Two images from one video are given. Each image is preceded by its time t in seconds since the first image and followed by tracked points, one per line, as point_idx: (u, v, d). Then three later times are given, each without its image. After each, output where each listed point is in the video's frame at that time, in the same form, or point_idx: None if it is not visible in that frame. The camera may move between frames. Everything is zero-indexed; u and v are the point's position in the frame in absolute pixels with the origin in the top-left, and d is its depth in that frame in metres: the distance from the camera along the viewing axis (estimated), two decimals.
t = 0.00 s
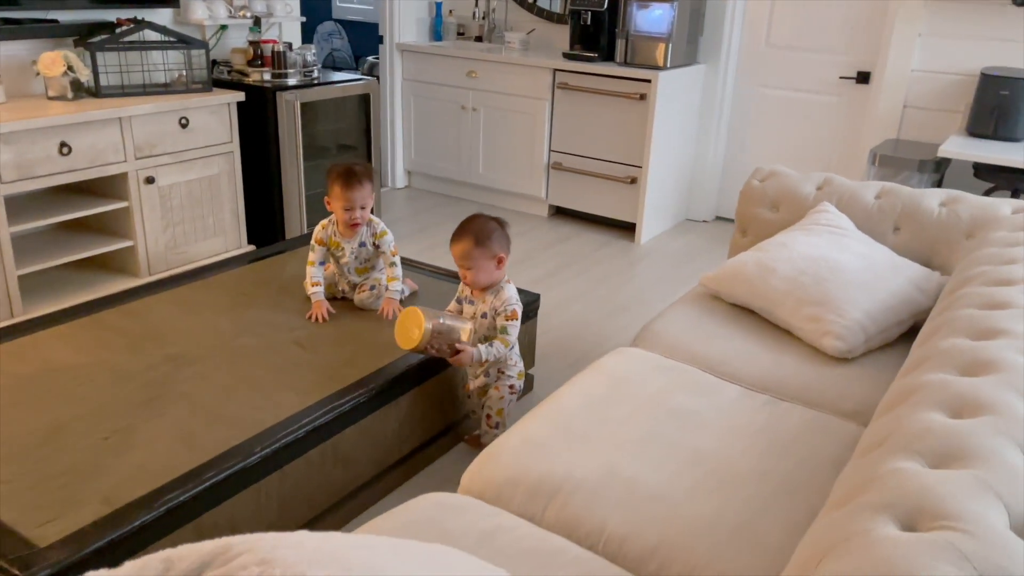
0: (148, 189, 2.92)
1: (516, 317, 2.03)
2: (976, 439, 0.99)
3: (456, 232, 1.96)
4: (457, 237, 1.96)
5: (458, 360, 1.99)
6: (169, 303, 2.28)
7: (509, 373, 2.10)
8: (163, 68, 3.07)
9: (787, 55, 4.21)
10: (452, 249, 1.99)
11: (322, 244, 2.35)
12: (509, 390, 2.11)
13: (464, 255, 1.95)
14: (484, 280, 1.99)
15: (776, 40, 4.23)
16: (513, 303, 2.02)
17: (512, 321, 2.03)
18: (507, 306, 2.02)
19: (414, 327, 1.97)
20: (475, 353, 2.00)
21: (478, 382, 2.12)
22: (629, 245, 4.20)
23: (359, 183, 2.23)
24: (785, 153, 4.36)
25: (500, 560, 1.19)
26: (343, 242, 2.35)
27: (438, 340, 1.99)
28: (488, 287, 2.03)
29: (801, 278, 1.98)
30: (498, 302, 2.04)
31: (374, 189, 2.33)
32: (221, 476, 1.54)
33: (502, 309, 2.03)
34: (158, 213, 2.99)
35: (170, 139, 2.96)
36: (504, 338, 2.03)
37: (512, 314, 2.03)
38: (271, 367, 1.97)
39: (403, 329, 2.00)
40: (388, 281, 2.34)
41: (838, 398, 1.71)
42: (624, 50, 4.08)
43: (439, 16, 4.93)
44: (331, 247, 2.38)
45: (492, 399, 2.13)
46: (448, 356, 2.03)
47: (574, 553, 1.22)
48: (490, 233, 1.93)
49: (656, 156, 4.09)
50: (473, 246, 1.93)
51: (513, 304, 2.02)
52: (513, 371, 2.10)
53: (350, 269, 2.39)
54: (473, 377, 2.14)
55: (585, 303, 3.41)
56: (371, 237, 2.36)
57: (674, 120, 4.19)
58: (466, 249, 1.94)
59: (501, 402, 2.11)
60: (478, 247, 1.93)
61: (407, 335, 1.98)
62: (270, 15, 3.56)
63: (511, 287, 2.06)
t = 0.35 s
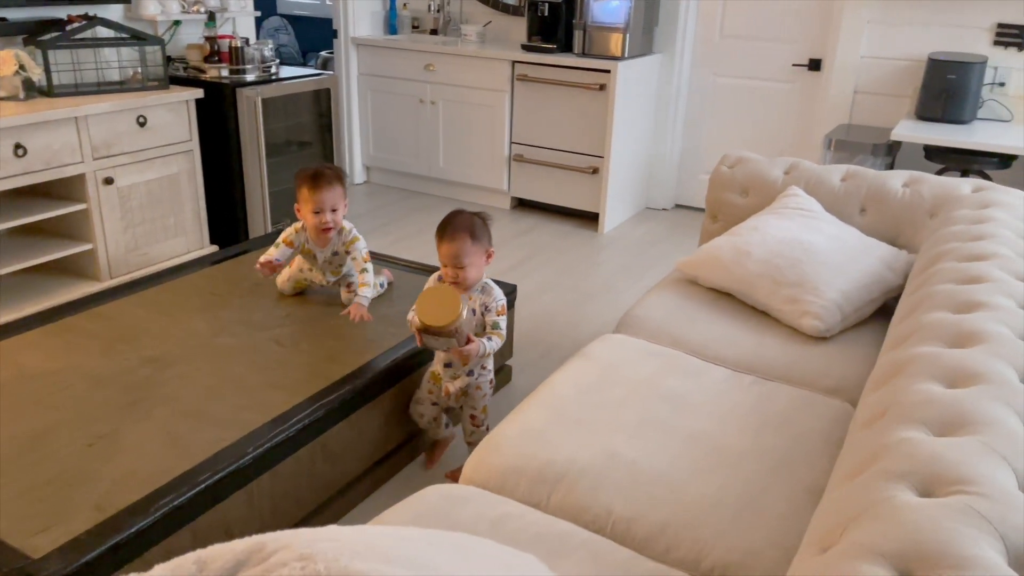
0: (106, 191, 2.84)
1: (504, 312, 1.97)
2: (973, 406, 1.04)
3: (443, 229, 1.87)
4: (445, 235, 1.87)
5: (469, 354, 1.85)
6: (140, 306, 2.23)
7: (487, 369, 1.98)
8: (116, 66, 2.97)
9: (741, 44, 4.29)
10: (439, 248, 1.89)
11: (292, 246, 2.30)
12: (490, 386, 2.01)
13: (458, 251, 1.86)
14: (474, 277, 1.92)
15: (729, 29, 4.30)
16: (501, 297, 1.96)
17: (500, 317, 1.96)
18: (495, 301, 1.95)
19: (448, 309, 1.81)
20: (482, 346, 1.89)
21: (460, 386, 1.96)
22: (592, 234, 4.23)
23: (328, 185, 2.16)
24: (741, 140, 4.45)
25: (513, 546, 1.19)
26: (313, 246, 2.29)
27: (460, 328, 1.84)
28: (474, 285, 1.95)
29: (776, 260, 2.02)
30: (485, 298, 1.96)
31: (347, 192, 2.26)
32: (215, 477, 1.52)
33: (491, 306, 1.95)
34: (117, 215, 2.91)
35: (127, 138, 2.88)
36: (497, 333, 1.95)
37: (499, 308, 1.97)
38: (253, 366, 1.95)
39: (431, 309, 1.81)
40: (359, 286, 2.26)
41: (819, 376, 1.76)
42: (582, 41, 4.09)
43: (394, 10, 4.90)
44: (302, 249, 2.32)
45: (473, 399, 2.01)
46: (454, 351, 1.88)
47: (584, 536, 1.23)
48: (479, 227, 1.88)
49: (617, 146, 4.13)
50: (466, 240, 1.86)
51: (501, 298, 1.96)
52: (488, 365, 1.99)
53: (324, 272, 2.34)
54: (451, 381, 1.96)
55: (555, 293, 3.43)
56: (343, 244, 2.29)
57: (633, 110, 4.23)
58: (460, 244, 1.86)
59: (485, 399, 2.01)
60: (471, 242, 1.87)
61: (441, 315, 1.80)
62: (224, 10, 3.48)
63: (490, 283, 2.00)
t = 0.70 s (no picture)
0: (74, 195, 2.74)
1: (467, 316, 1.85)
2: (996, 407, 1.02)
3: (403, 230, 1.75)
4: (407, 235, 1.75)
5: (445, 352, 1.72)
6: (115, 315, 2.14)
7: (449, 378, 1.86)
8: (80, 65, 2.87)
9: (716, 38, 4.28)
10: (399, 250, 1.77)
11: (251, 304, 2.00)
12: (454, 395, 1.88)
13: (421, 250, 1.74)
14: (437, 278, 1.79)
15: (704, 23, 4.29)
16: (464, 299, 1.82)
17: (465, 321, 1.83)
18: (460, 303, 1.81)
19: (427, 292, 1.64)
20: (454, 347, 1.75)
21: (426, 400, 1.82)
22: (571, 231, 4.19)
23: (280, 245, 1.89)
24: (718, 134, 4.44)
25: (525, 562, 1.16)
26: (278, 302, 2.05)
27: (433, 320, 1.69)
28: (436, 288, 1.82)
29: (768, 258, 2.01)
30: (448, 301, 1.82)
31: (309, 245, 2.00)
32: (205, 496, 1.46)
33: (455, 308, 1.80)
34: (85, 220, 2.81)
35: (94, 140, 2.77)
36: (465, 336, 1.81)
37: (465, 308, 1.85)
38: (237, 376, 1.88)
39: (406, 294, 1.64)
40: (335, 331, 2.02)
41: (818, 374, 1.75)
42: (557, 36, 4.05)
43: (364, 5, 4.84)
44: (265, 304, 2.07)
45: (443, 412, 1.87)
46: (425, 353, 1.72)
47: (596, 548, 1.20)
48: (439, 225, 1.79)
49: (594, 142, 4.10)
50: (430, 239, 1.75)
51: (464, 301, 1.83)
52: (451, 374, 1.88)
53: (291, 324, 2.10)
54: (415, 395, 1.83)
55: (538, 291, 3.38)
56: (311, 297, 2.06)
57: (609, 105, 4.20)
58: (424, 243, 1.75)
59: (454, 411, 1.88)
60: (434, 240, 1.76)
61: (420, 299, 1.63)
62: (191, 6, 3.37)
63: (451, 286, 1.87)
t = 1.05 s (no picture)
0: (69, 194, 2.69)
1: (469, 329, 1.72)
2: None
3: (398, 237, 1.64)
4: (401, 243, 1.63)
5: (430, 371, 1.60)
6: (115, 317, 2.10)
7: (459, 391, 1.75)
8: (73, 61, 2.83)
9: (714, 34, 4.27)
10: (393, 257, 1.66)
11: (255, 304, 2.01)
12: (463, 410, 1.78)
13: (414, 259, 1.63)
14: (433, 290, 1.67)
15: (702, 20, 4.28)
16: (465, 310, 1.71)
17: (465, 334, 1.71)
18: (459, 314, 1.71)
19: (408, 313, 1.52)
20: (443, 364, 1.64)
21: (430, 414, 1.75)
22: (569, 229, 4.17)
23: (276, 241, 1.89)
24: (715, 131, 4.43)
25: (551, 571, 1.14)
26: (278, 305, 2.03)
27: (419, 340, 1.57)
28: (433, 299, 1.70)
29: (780, 257, 1.99)
30: (446, 312, 1.71)
31: (307, 246, 1.99)
32: (217, 503, 1.43)
33: (454, 320, 1.70)
34: (81, 219, 2.76)
35: (90, 138, 2.73)
36: (463, 350, 1.70)
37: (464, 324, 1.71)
38: (243, 379, 1.85)
39: (386, 315, 1.53)
40: (340, 331, 2.01)
41: (833, 375, 1.74)
42: (555, 32, 4.02)
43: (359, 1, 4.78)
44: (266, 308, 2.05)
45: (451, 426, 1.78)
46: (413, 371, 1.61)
47: (624, 556, 1.18)
48: (438, 233, 1.66)
49: (592, 139, 4.07)
50: (424, 248, 1.63)
51: (465, 312, 1.71)
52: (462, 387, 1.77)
53: (296, 326, 2.10)
54: (420, 409, 1.77)
55: (539, 290, 3.36)
56: (310, 298, 2.03)
57: (607, 102, 4.18)
58: (417, 252, 1.63)
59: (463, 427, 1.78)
60: (430, 249, 1.64)
61: (399, 322, 1.51)
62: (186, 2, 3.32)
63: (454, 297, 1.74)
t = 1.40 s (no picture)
0: (88, 184, 2.71)
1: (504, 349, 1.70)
2: None
3: (449, 256, 1.55)
4: (453, 264, 1.55)
5: (477, 400, 1.59)
6: (137, 306, 2.12)
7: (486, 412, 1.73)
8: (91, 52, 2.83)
9: (725, 28, 4.27)
10: (440, 276, 1.57)
11: (276, 297, 2.03)
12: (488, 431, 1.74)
13: (466, 282, 1.56)
14: (477, 310, 1.61)
15: (713, 13, 4.28)
16: (503, 331, 1.68)
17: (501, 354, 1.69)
18: (498, 336, 1.68)
19: (468, 344, 1.49)
20: (488, 391, 1.62)
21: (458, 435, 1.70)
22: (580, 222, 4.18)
23: (291, 234, 1.90)
24: (726, 124, 4.43)
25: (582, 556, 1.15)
26: (299, 297, 2.04)
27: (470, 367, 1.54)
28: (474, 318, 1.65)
29: (799, 250, 2.01)
30: (485, 333, 1.67)
31: (322, 238, 2.00)
32: (247, 489, 1.45)
33: (493, 341, 1.67)
34: (99, 209, 2.78)
35: (108, 129, 2.74)
36: (499, 372, 1.68)
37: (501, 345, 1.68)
38: (267, 368, 1.87)
39: (444, 343, 1.49)
40: (360, 321, 2.01)
41: (853, 367, 1.75)
42: (567, 25, 4.02)
43: None
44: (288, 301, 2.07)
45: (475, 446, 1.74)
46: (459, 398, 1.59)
47: (654, 542, 1.19)
48: (488, 252, 1.58)
49: (604, 132, 4.08)
50: (476, 270, 1.56)
51: (503, 332, 1.68)
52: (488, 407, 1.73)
53: (318, 317, 2.11)
54: (445, 429, 1.71)
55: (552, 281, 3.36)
56: (330, 290, 2.04)
57: (619, 95, 4.19)
58: (470, 276, 1.55)
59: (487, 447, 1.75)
60: (481, 271, 1.57)
61: (459, 353, 1.49)
62: None
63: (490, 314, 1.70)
